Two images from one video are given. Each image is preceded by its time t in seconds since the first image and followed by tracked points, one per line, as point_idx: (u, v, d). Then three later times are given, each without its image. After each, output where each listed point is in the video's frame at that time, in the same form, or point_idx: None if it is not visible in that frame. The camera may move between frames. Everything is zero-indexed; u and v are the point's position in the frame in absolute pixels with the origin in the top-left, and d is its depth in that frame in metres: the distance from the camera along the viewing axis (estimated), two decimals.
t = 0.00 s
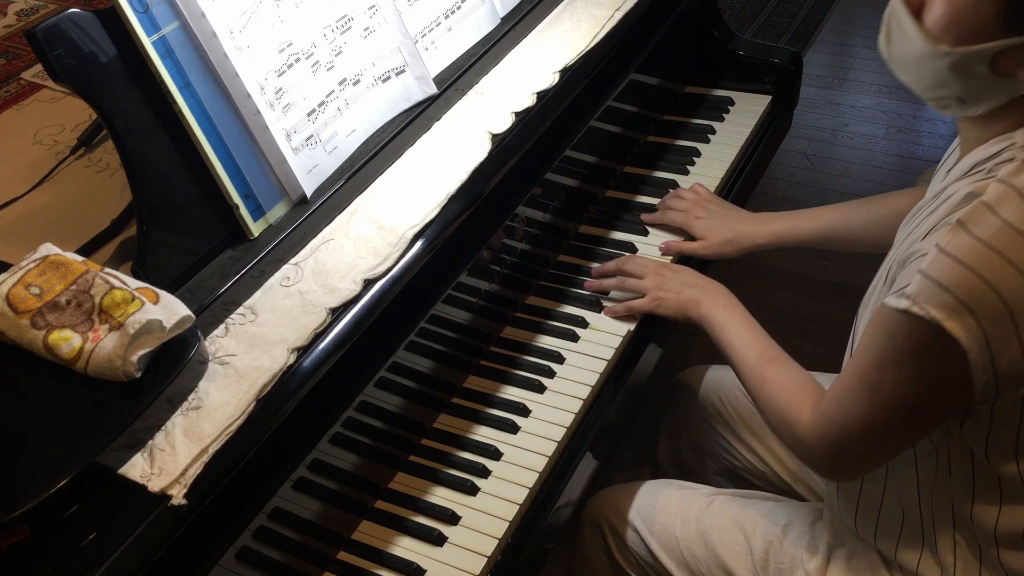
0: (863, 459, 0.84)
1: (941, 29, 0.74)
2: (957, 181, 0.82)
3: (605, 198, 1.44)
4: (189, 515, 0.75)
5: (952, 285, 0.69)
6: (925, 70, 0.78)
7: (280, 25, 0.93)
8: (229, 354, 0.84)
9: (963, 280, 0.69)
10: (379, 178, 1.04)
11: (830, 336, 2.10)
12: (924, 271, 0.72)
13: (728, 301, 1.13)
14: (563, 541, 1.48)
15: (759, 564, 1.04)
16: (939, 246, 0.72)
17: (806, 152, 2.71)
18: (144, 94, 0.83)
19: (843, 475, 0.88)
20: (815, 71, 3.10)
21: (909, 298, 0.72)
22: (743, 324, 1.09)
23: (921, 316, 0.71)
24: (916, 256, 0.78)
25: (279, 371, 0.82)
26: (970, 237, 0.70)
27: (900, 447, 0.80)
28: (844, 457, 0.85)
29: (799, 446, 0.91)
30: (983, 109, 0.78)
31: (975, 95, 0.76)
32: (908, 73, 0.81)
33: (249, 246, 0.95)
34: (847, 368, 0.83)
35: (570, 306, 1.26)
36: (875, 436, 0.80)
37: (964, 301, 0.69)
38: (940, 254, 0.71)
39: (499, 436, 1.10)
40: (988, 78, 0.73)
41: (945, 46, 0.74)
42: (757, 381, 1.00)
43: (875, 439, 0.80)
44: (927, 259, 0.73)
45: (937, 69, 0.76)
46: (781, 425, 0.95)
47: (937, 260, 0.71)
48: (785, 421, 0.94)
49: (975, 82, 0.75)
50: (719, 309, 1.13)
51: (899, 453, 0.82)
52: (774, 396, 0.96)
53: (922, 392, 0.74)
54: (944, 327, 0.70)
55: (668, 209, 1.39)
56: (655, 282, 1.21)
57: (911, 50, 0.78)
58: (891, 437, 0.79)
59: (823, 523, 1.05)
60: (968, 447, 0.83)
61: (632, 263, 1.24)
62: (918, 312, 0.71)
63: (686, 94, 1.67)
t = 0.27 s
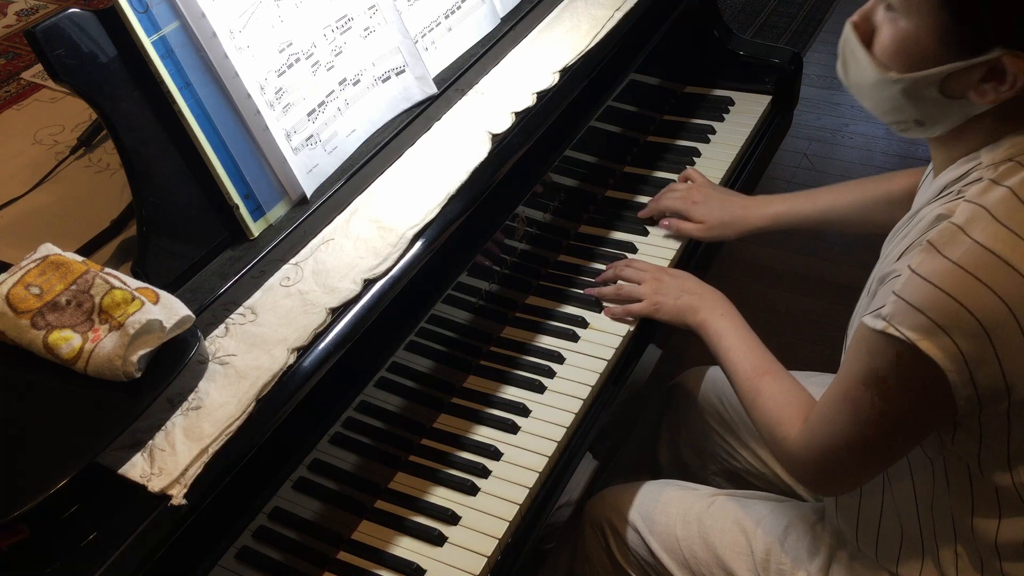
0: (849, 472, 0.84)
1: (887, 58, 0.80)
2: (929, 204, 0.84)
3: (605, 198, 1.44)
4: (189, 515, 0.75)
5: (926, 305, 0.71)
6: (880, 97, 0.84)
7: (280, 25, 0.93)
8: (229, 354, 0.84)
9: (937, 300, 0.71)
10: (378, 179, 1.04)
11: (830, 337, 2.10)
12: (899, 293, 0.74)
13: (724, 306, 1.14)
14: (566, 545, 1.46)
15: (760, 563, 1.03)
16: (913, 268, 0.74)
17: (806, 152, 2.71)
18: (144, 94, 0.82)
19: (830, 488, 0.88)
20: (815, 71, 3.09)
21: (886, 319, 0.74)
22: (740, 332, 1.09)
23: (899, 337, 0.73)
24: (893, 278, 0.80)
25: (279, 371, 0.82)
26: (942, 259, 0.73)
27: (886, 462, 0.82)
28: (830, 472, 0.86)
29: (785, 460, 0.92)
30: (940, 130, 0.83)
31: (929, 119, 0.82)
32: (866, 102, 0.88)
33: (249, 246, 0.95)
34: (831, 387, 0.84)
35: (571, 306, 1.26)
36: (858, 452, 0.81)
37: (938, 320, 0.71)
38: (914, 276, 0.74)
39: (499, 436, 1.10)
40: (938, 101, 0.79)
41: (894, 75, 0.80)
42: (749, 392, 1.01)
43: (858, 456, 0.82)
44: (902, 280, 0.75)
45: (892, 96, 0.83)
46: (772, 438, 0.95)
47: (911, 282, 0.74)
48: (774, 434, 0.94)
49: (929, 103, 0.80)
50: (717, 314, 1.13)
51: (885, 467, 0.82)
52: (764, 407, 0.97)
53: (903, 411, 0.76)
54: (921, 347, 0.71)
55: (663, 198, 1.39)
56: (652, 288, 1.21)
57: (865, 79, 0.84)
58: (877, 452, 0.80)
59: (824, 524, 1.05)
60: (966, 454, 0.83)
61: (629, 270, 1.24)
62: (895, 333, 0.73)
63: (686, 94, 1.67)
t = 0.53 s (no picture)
0: (845, 479, 0.85)
1: (853, 77, 0.82)
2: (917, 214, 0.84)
3: (605, 198, 1.44)
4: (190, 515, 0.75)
5: (916, 317, 0.71)
6: (852, 114, 0.86)
7: (280, 25, 0.93)
8: (229, 354, 0.84)
9: (926, 311, 0.71)
10: (378, 179, 1.04)
11: (830, 336, 2.10)
12: (889, 304, 0.74)
13: (723, 312, 1.14)
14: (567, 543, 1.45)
15: (761, 565, 1.03)
16: (902, 280, 0.74)
17: (806, 152, 2.71)
18: (144, 94, 0.82)
19: (827, 495, 0.89)
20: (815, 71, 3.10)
21: (877, 330, 0.74)
22: (738, 336, 1.09)
23: (892, 348, 0.73)
24: (884, 288, 0.80)
25: (279, 371, 0.82)
26: (931, 269, 0.72)
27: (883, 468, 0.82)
28: (826, 478, 0.86)
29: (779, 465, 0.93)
30: (913, 143, 0.85)
31: (902, 132, 0.84)
32: (841, 118, 0.89)
33: (249, 246, 0.95)
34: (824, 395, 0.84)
35: (571, 306, 1.26)
36: (855, 459, 0.82)
37: (929, 331, 0.71)
38: (903, 287, 0.74)
39: (499, 436, 1.10)
40: (908, 115, 0.81)
41: (862, 92, 0.82)
42: (745, 397, 1.01)
43: (855, 462, 0.82)
44: (893, 292, 0.75)
45: (864, 110, 0.84)
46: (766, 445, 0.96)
47: (901, 293, 0.74)
48: (768, 441, 0.95)
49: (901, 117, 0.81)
50: (716, 319, 1.13)
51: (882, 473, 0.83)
52: (761, 410, 0.97)
53: (900, 417, 0.76)
54: (914, 358, 0.71)
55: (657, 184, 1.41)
56: (653, 289, 1.21)
57: (835, 97, 0.87)
58: (873, 458, 0.81)
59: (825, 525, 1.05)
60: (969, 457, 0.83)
61: (630, 270, 1.24)
62: (887, 344, 0.73)
63: (686, 94, 1.67)
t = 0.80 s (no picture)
0: (842, 482, 0.85)
1: (839, 90, 0.83)
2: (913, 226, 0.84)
3: (605, 198, 1.44)
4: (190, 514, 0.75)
5: (919, 321, 0.71)
6: (841, 127, 0.86)
7: (280, 25, 0.93)
8: (229, 354, 0.84)
9: (931, 314, 0.71)
10: (378, 179, 1.04)
11: (830, 336, 2.10)
12: (891, 309, 0.74)
13: (723, 314, 1.14)
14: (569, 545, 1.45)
15: (763, 567, 1.03)
16: (904, 285, 0.75)
17: (806, 152, 2.71)
18: (144, 94, 0.82)
19: (824, 499, 0.88)
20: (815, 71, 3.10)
21: (881, 335, 0.74)
22: (736, 340, 1.09)
23: (897, 352, 0.73)
24: (887, 294, 0.80)
25: (279, 371, 0.82)
26: (932, 273, 0.73)
27: (884, 471, 0.82)
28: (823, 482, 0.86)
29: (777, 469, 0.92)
30: (902, 154, 0.84)
31: (889, 143, 0.84)
32: (828, 132, 0.89)
33: (249, 246, 0.95)
34: (825, 399, 0.84)
35: (571, 306, 1.26)
36: (856, 462, 0.81)
37: (933, 334, 0.71)
38: (905, 292, 0.74)
39: (499, 436, 1.10)
40: (895, 126, 0.81)
41: (848, 104, 0.83)
42: (743, 399, 1.01)
43: (855, 464, 0.82)
44: (895, 296, 0.75)
45: (851, 122, 0.84)
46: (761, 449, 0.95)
47: (903, 298, 0.74)
48: (766, 444, 0.95)
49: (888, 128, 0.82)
50: (716, 321, 1.13)
51: (882, 475, 0.83)
52: (760, 416, 0.97)
53: (904, 420, 0.76)
54: (920, 361, 0.72)
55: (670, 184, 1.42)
56: (654, 290, 1.21)
57: (823, 112, 0.88)
58: (873, 461, 0.81)
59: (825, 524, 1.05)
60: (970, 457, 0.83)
61: (631, 271, 1.24)
62: (891, 348, 0.73)
63: (686, 94, 1.67)
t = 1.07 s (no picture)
0: (845, 481, 0.85)
1: (844, 95, 0.83)
2: (923, 229, 0.85)
3: (605, 198, 1.44)
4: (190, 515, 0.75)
5: (933, 321, 0.71)
6: (848, 131, 0.86)
7: (280, 25, 0.93)
8: (229, 354, 0.84)
9: (945, 315, 0.71)
10: (378, 179, 1.04)
11: (831, 336, 2.10)
12: (903, 309, 0.74)
13: (724, 313, 1.14)
14: (569, 545, 1.42)
15: (764, 568, 1.03)
16: (916, 285, 0.74)
17: (806, 152, 2.71)
18: (144, 94, 0.82)
19: (826, 497, 0.88)
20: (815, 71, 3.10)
21: (893, 335, 0.74)
22: (737, 340, 1.08)
23: (910, 352, 0.72)
24: (898, 295, 0.80)
25: (279, 371, 0.82)
26: (944, 272, 0.73)
27: (889, 469, 0.82)
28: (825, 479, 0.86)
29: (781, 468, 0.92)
30: (913, 154, 0.84)
31: (899, 144, 0.84)
32: (837, 136, 0.90)
33: (249, 246, 0.95)
34: (830, 397, 0.84)
35: (571, 306, 1.26)
36: (861, 460, 0.81)
37: (948, 333, 0.71)
38: (918, 292, 0.74)
39: (499, 436, 1.10)
40: (903, 128, 0.81)
41: (854, 109, 0.83)
42: (744, 397, 1.01)
43: (859, 462, 0.82)
44: (908, 296, 0.75)
45: (859, 126, 0.84)
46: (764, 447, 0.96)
47: (916, 298, 0.74)
48: (769, 442, 0.95)
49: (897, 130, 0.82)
50: (716, 320, 1.13)
51: (885, 474, 0.82)
52: (763, 413, 0.97)
53: (912, 418, 0.76)
54: (933, 361, 0.71)
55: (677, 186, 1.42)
56: (654, 290, 1.21)
57: (828, 117, 0.88)
58: (877, 459, 0.80)
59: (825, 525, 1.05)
60: (974, 456, 0.83)
61: (631, 270, 1.24)
62: (904, 347, 0.73)
63: (686, 94, 1.67)
